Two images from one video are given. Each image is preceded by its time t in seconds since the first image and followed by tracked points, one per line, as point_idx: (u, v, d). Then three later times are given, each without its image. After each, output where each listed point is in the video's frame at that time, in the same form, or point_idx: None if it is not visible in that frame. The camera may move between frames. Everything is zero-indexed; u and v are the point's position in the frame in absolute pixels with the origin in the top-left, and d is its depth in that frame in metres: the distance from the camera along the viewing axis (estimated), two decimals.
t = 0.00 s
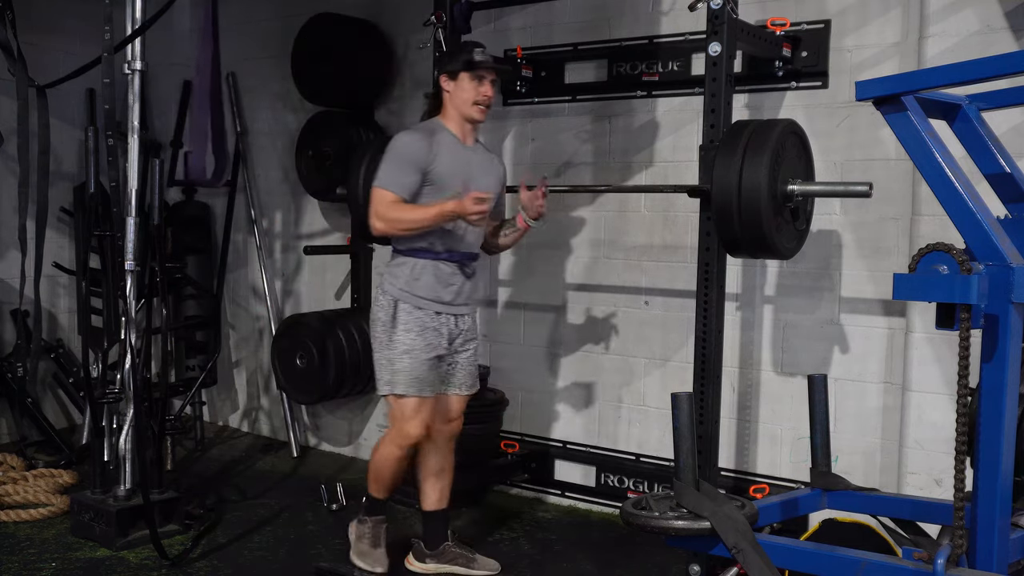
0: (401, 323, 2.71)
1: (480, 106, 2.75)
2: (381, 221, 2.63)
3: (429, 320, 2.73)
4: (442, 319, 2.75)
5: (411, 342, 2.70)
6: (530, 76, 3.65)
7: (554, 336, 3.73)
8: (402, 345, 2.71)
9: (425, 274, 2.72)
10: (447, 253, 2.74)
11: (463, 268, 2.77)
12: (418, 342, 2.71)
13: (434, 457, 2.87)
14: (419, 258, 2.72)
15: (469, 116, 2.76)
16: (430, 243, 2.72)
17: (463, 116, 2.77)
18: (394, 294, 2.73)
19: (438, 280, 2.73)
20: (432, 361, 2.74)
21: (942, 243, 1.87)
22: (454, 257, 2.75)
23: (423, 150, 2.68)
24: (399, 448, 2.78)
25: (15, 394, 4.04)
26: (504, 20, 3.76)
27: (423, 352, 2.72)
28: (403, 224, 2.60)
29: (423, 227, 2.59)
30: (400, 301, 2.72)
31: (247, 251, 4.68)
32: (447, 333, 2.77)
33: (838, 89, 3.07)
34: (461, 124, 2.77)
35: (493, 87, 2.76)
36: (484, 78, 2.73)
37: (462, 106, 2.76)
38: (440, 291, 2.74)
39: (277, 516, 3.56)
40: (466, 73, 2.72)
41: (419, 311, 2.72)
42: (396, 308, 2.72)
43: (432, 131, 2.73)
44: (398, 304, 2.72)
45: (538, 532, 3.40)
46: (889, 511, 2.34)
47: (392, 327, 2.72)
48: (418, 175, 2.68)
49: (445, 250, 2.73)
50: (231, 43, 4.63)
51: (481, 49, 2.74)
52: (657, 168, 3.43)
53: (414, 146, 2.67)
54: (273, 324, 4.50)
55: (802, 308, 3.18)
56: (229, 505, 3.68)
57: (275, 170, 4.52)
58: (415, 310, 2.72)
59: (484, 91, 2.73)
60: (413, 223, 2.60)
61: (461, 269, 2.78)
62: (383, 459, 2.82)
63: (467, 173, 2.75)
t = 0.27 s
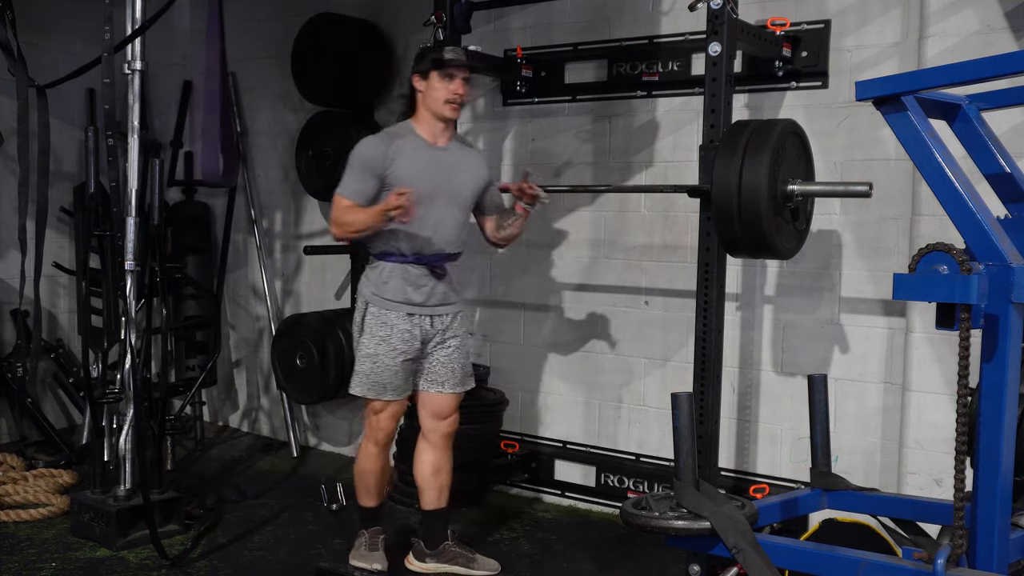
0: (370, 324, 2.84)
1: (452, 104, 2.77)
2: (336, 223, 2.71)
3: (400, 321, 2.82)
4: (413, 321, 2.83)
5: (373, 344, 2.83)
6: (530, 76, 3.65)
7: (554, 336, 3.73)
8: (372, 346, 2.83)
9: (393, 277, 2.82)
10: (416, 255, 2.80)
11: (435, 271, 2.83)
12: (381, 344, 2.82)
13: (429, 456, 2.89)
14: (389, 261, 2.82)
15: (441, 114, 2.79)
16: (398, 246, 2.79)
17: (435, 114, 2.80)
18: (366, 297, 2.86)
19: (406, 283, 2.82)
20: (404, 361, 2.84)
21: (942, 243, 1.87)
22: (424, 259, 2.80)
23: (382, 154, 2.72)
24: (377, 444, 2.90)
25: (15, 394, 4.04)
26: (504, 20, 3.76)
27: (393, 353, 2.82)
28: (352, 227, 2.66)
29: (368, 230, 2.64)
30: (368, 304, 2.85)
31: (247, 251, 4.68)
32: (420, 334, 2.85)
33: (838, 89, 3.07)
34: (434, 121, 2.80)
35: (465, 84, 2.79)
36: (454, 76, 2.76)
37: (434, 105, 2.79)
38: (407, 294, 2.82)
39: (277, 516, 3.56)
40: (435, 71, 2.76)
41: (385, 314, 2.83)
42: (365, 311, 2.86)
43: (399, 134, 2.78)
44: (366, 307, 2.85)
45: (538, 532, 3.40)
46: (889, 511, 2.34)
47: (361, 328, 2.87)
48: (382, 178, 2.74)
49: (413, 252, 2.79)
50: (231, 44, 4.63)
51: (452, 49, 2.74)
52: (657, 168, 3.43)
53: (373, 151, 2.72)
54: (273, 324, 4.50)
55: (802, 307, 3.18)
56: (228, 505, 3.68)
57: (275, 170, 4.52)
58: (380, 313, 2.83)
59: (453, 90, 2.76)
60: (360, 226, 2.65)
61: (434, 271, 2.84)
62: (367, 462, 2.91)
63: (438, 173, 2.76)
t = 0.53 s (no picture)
0: (354, 325, 2.89)
1: (418, 103, 2.83)
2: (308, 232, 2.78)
3: (383, 320, 2.86)
4: (396, 320, 2.87)
5: (357, 343, 2.88)
6: (530, 75, 3.64)
7: (554, 336, 3.73)
8: (357, 346, 2.88)
9: (375, 277, 2.86)
10: (396, 255, 2.85)
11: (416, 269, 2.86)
12: (364, 343, 2.87)
13: (432, 455, 2.89)
14: (370, 262, 2.87)
15: (406, 113, 2.84)
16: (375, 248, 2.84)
17: (399, 113, 2.85)
18: (350, 298, 2.91)
19: (387, 282, 2.85)
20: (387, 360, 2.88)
21: (942, 243, 1.87)
22: (403, 258, 2.85)
23: (351, 160, 2.79)
24: (368, 443, 2.96)
25: (15, 394, 4.04)
26: (503, 20, 3.76)
27: (377, 352, 2.87)
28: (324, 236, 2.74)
29: (340, 239, 2.74)
30: (352, 304, 2.90)
31: (247, 251, 4.68)
32: (403, 332, 2.88)
33: (838, 89, 3.07)
34: (399, 119, 2.85)
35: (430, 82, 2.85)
36: (418, 75, 2.82)
37: (398, 104, 2.84)
38: (389, 292, 2.85)
39: (277, 516, 3.56)
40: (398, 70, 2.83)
41: (368, 313, 2.87)
42: (349, 311, 2.91)
43: (371, 137, 2.83)
44: (350, 307, 2.90)
45: (538, 532, 3.40)
46: (889, 511, 2.34)
47: (345, 328, 2.92)
48: (352, 184, 2.81)
49: (391, 252, 2.85)
50: (231, 44, 4.63)
51: (413, 47, 2.80)
52: (657, 168, 3.43)
53: (342, 158, 2.79)
54: (273, 324, 4.50)
55: (802, 307, 3.18)
56: (228, 505, 3.68)
57: (275, 170, 4.52)
58: (363, 312, 2.87)
59: (418, 89, 2.82)
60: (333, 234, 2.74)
61: (414, 269, 2.87)
62: (359, 463, 2.97)
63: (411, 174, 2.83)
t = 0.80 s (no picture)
0: (353, 324, 2.91)
1: (405, 103, 2.85)
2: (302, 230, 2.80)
3: (381, 319, 2.87)
4: (395, 318, 2.89)
5: (356, 342, 2.90)
6: (530, 76, 3.64)
7: (553, 336, 3.73)
8: (356, 345, 2.90)
9: (373, 276, 2.88)
10: (393, 252, 2.85)
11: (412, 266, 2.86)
12: (363, 342, 2.89)
13: (425, 452, 2.97)
14: (367, 260, 2.88)
15: (395, 113, 2.86)
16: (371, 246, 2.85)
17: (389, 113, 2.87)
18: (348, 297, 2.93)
19: (385, 280, 2.87)
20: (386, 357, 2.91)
21: (942, 243, 1.86)
22: (400, 255, 2.85)
23: (344, 159, 2.82)
24: (367, 443, 3.01)
25: (15, 394, 4.04)
26: (503, 20, 3.76)
27: (376, 350, 2.89)
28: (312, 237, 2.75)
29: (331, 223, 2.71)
30: (350, 303, 2.92)
31: (247, 251, 4.68)
32: (402, 330, 2.90)
33: (838, 89, 3.07)
34: (389, 120, 2.87)
35: (417, 81, 2.87)
36: (405, 75, 2.84)
37: (388, 105, 2.87)
38: (387, 290, 2.87)
39: (277, 516, 3.56)
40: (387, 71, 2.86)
41: (366, 312, 2.88)
42: (348, 310, 2.93)
43: (365, 137, 2.86)
44: (348, 306, 2.92)
45: (538, 532, 3.40)
46: (889, 511, 2.34)
47: (344, 327, 2.94)
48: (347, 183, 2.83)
49: (387, 249, 2.85)
50: (231, 44, 4.63)
51: (401, 47, 2.82)
52: (657, 168, 3.43)
53: (337, 158, 2.82)
54: (273, 324, 4.50)
55: (802, 307, 3.18)
56: (228, 505, 3.68)
57: (275, 170, 4.52)
58: (362, 311, 2.89)
59: (404, 89, 2.85)
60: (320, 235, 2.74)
61: (411, 266, 2.88)
62: (358, 464, 3.03)
63: (405, 172, 2.83)
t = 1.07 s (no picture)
0: (365, 321, 2.92)
1: (423, 105, 2.92)
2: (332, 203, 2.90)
3: (393, 315, 2.89)
4: (407, 315, 2.90)
5: (369, 339, 2.91)
6: (530, 76, 3.64)
7: (553, 336, 3.73)
8: (369, 342, 2.91)
9: (386, 273, 2.91)
10: (406, 248, 2.91)
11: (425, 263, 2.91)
12: (376, 339, 2.90)
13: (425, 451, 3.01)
14: (380, 257, 2.92)
15: (413, 116, 2.94)
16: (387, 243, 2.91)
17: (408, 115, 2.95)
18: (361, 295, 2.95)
19: (398, 277, 2.90)
20: (397, 356, 2.91)
21: (943, 243, 1.86)
22: (412, 252, 2.90)
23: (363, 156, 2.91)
24: (376, 442, 2.97)
25: (15, 394, 4.04)
26: (503, 20, 3.76)
27: (387, 348, 2.90)
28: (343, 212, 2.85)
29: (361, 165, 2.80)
30: (363, 301, 2.94)
31: (247, 251, 4.68)
32: (413, 328, 2.92)
33: (838, 89, 3.07)
34: (409, 123, 2.96)
35: (435, 84, 2.92)
36: (422, 78, 2.90)
37: (406, 107, 2.95)
38: (400, 287, 2.90)
39: (277, 516, 3.56)
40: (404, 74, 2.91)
41: (379, 309, 2.90)
42: (361, 308, 2.94)
43: (385, 139, 2.96)
44: (362, 304, 2.94)
45: (538, 532, 3.40)
46: (889, 511, 2.34)
47: (357, 325, 2.95)
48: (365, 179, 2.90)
49: (402, 246, 2.91)
50: (231, 44, 4.63)
51: (418, 49, 2.86)
52: (657, 168, 3.43)
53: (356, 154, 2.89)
54: (273, 324, 4.50)
55: (802, 307, 3.18)
56: (228, 505, 3.68)
57: (275, 170, 4.52)
58: (375, 308, 2.91)
59: (422, 91, 2.91)
60: (352, 199, 2.82)
61: (424, 264, 2.91)
62: (364, 461, 2.98)
63: (418, 171, 2.92)
